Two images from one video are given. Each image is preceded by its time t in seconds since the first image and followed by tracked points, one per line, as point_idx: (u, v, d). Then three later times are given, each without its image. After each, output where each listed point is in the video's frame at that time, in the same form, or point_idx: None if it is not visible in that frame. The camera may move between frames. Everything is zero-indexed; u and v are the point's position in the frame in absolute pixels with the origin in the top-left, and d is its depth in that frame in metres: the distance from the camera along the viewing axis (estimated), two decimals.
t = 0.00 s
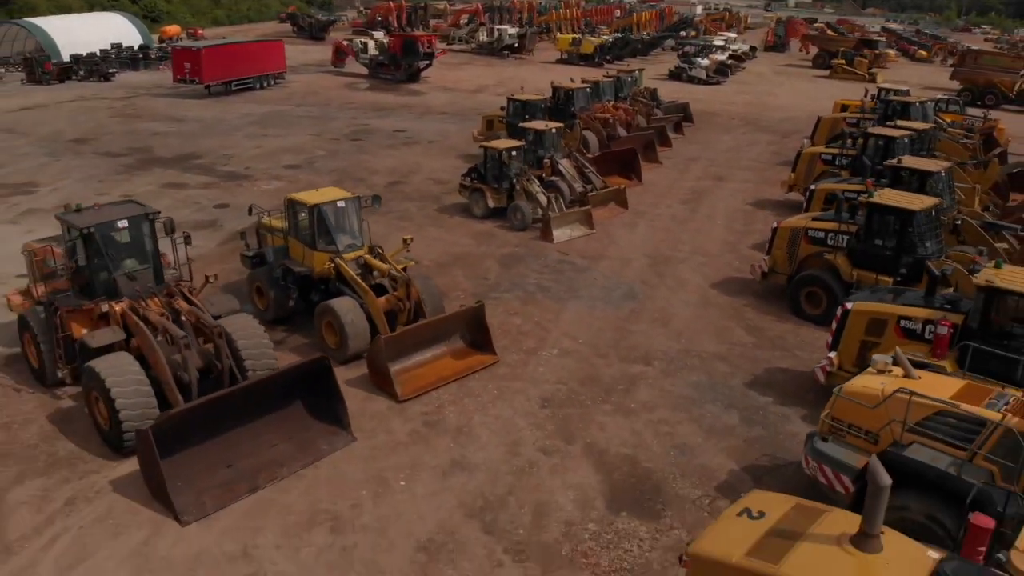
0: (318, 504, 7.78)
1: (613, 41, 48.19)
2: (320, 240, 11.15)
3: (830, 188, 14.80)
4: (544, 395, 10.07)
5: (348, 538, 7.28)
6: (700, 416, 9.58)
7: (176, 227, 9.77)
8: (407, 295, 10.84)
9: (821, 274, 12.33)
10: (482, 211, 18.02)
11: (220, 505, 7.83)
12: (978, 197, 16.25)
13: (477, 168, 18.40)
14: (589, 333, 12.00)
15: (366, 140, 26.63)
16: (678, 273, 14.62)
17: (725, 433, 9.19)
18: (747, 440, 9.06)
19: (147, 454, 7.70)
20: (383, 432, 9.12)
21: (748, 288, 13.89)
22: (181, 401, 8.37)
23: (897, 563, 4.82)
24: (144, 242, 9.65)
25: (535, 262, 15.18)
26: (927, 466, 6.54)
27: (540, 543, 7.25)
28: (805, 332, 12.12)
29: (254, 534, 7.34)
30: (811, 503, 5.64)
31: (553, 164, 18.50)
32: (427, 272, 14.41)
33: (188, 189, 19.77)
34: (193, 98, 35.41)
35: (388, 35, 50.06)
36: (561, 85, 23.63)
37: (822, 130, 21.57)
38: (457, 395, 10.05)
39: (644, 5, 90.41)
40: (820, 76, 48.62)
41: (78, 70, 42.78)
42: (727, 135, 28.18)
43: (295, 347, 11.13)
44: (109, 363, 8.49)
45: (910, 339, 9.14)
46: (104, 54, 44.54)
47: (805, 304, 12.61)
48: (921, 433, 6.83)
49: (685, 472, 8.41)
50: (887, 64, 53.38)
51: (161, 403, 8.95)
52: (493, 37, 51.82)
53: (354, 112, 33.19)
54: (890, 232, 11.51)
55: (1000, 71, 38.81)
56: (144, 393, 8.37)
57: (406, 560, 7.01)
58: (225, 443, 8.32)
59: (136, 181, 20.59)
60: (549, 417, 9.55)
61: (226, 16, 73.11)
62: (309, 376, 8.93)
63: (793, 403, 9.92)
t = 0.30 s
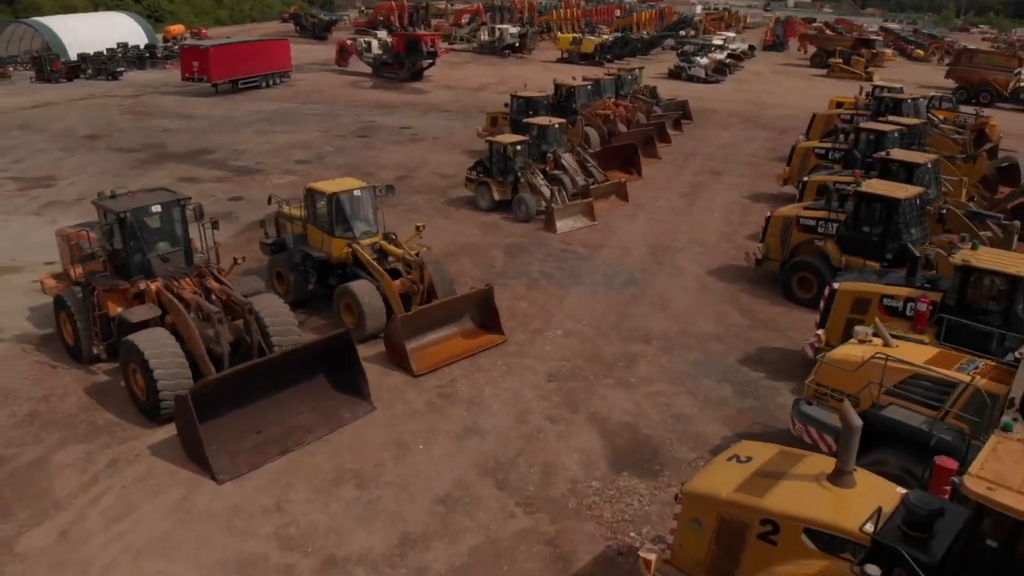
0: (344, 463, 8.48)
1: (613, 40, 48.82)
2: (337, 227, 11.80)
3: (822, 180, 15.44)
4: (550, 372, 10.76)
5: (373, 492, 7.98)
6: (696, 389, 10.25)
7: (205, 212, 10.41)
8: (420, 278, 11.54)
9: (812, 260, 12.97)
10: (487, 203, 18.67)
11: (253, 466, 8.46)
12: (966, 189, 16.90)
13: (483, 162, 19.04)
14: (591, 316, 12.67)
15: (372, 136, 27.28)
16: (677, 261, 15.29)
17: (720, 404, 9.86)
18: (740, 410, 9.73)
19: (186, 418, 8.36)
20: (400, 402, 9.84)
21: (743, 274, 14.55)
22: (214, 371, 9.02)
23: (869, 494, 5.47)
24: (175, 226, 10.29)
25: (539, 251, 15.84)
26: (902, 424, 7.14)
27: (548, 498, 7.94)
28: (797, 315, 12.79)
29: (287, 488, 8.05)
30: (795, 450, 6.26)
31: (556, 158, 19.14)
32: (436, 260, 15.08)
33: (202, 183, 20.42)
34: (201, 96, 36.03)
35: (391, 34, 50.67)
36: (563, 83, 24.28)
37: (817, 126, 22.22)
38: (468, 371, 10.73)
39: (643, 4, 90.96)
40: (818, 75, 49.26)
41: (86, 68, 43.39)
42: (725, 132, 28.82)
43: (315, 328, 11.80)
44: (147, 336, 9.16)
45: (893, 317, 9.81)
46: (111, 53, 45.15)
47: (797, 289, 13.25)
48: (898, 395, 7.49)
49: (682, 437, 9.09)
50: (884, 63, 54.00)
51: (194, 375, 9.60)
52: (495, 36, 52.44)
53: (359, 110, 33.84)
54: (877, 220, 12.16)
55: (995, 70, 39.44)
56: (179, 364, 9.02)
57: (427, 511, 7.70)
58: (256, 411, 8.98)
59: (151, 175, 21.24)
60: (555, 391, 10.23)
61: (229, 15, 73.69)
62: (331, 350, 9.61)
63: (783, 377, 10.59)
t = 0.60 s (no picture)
0: (364, 429, 9.15)
1: (613, 40, 49.44)
2: (352, 214, 12.44)
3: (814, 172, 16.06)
4: (554, 350, 11.40)
5: (392, 453, 8.65)
6: (692, 364, 10.89)
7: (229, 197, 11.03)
8: (431, 262, 12.21)
9: (804, 246, 13.58)
10: (492, 196, 19.29)
11: (280, 431, 9.09)
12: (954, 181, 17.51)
13: (487, 156, 19.67)
14: (593, 299, 13.31)
15: (378, 132, 27.92)
16: (675, 249, 15.93)
17: (714, 378, 10.50)
18: (733, 383, 10.37)
19: (217, 387, 8.99)
20: (414, 375, 10.53)
21: (737, 261, 15.19)
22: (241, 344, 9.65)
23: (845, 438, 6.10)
24: (201, 211, 10.91)
25: (543, 241, 16.47)
26: (881, 387, 7.74)
27: (554, 459, 8.59)
28: (788, 298, 13.43)
29: (312, 450, 8.70)
30: (780, 405, 6.88)
31: (558, 153, 19.78)
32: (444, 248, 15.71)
33: (215, 176, 21.05)
34: (208, 94, 36.67)
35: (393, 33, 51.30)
36: (565, 80, 24.92)
37: (812, 122, 22.85)
38: (477, 349, 11.38)
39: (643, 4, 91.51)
40: (815, 74, 49.87)
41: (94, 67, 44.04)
42: (723, 129, 29.45)
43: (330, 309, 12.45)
44: (178, 312, 9.80)
45: (877, 296, 10.44)
46: (118, 52, 45.78)
47: (790, 274, 13.87)
48: (877, 362, 8.12)
49: (678, 406, 9.74)
50: (882, 63, 54.59)
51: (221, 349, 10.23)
52: (496, 35, 53.04)
53: (364, 107, 34.48)
54: (865, 208, 12.74)
55: (990, 69, 40.04)
56: (209, 338, 9.64)
57: (442, 470, 8.36)
58: (280, 382, 9.61)
59: (165, 169, 21.86)
60: (559, 366, 10.90)
61: (232, 16, 74.36)
62: (350, 327, 10.24)
63: (774, 354, 11.24)
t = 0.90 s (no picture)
0: (381, 400, 9.81)
1: (613, 39, 49.99)
2: (365, 203, 13.06)
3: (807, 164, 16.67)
4: (558, 330, 12.05)
5: (408, 421, 9.31)
6: (688, 343, 11.54)
7: (250, 185, 11.64)
8: (441, 248, 12.82)
9: (796, 234, 14.19)
10: (496, 188, 19.91)
11: (303, 401, 9.71)
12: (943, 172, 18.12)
13: (491, 150, 20.28)
14: (595, 284, 13.95)
15: (384, 129, 28.54)
16: (673, 238, 16.56)
17: (709, 354, 11.15)
18: (727, 359, 11.01)
19: (245, 359, 9.64)
20: (426, 353, 11.18)
21: (733, 249, 15.83)
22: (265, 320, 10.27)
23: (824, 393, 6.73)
24: (224, 198, 11.51)
25: (546, 231, 17.10)
26: (862, 356, 8.39)
27: (559, 426, 9.25)
28: (781, 283, 14.08)
29: (333, 417, 9.34)
30: (766, 368, 7.51)
31: (560, 147, 20.41)
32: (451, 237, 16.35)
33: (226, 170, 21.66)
34: (215, 91, 37.27)
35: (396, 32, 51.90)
36: (566, 77, 25.56)
37: (807, 118, 23.48)
38: (484, 330, 12.03)
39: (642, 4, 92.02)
40: (813, 72, 50.47)
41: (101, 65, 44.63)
42: (721, 125, 30.07)
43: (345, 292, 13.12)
44: (205, 292, 10.42)
45: (863, 278, 11.06)
46: (125, 50, 46.36)
47: (783, 261, 14.48)
48: (859, 334, 8.76)
49: (675, 380, 10.40)
50: (879, 61, 55.16)
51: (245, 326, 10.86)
52: (498, 35, 53.63)
53: (369, 105, 35.10)
54: (853, 196, 13.33)
55: (984, 67, 40.64)
56: (235, 316, 10.27)
57: (455, 435, 9.03)
58: (303, 356, 10.25)
59: (178, 163, 22.47)
60: (562, 344, 11.56)
61: (234, 15, 74.95)
62: (366, 306, 10.87)
63: (766, 333, 11.89)
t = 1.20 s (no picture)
0: (394, 376, 10.44)
1: (613, 38, 50.51)
2: (376, 194, 13.67)
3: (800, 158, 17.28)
4: (560, 314, 12.67)
5: (421, 395, 9.94)
6: (684, 325, 12.14)
7: (269, 175, 12.27)
8: (449, 236, 13.46)
9: (789, 224, 14.79)
10: (500, 182, 20.51)
11: (320, 377, 10.33)
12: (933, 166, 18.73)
13: (495, 145, 20.87)
14: (596, 272, 14.57)
15: (388, 126, 29.13)
16: (671, 230, 17.16)
17: (704, 336, 11.76)
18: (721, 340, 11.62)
19: (267, 337, 10.26)
20: (435, 334, 11.79)
21: (728, 239, 16.44)
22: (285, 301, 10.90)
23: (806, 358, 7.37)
24: (244, 187, 12.13)
25: (548, 222, 17.70)
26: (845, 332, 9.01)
27: (562, 400, 9.87)
28: (774, 271, 14.69)
29: (351, 392, 9.97)
30: (755, 340, 8.14)
31: (562, 142, 21.01)
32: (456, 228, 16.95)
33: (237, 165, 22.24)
34: (221, 90, 37.84)
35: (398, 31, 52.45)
36: (567, 75, 26.16)
37: (802, 115, 24.10)
38: (490, 313, 12.64)
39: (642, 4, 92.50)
40: (811, 71, 51.06)
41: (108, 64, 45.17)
42: (719, 122, 30.65)
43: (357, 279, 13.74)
44: (228, 275, 11.04)
45: (850, 263, 11.67)
46: (131, 49, 46.91)
47: (776, 250, 15.07)
48: (843, 312, 9.37)
49: (671, 359, 11.01)
50: (877, 60, 55.68)
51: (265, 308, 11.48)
52: (499, 34, 54.17)
53: (373, 103, 35.68)
54: (843, 187, 13.91)
55: (979, 66, 41.21)
56: (256, 297, 10.90)
57: (465, 407, 9.68)
58: (320, 336, 10.85)
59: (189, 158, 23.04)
60: (564, 326, 12.17)
61: (236, 15, 75.47)
62: (379, 289, 11.47)
63: (758, 317, 12.49)
